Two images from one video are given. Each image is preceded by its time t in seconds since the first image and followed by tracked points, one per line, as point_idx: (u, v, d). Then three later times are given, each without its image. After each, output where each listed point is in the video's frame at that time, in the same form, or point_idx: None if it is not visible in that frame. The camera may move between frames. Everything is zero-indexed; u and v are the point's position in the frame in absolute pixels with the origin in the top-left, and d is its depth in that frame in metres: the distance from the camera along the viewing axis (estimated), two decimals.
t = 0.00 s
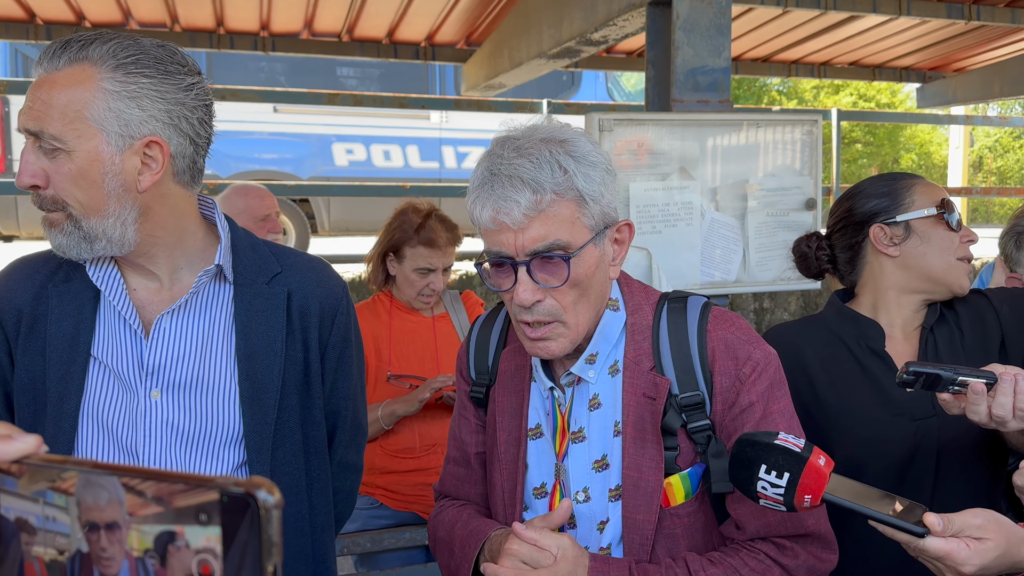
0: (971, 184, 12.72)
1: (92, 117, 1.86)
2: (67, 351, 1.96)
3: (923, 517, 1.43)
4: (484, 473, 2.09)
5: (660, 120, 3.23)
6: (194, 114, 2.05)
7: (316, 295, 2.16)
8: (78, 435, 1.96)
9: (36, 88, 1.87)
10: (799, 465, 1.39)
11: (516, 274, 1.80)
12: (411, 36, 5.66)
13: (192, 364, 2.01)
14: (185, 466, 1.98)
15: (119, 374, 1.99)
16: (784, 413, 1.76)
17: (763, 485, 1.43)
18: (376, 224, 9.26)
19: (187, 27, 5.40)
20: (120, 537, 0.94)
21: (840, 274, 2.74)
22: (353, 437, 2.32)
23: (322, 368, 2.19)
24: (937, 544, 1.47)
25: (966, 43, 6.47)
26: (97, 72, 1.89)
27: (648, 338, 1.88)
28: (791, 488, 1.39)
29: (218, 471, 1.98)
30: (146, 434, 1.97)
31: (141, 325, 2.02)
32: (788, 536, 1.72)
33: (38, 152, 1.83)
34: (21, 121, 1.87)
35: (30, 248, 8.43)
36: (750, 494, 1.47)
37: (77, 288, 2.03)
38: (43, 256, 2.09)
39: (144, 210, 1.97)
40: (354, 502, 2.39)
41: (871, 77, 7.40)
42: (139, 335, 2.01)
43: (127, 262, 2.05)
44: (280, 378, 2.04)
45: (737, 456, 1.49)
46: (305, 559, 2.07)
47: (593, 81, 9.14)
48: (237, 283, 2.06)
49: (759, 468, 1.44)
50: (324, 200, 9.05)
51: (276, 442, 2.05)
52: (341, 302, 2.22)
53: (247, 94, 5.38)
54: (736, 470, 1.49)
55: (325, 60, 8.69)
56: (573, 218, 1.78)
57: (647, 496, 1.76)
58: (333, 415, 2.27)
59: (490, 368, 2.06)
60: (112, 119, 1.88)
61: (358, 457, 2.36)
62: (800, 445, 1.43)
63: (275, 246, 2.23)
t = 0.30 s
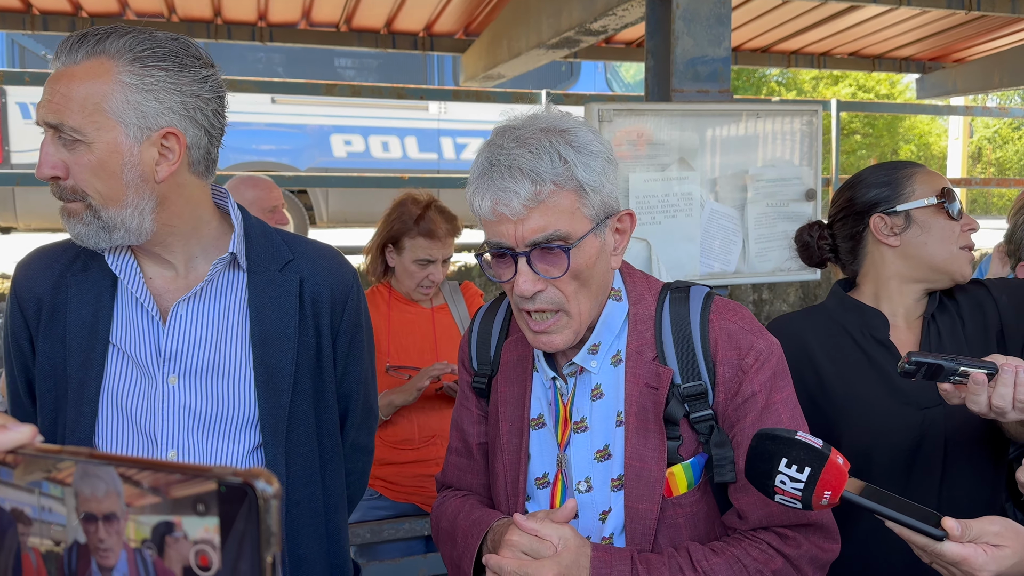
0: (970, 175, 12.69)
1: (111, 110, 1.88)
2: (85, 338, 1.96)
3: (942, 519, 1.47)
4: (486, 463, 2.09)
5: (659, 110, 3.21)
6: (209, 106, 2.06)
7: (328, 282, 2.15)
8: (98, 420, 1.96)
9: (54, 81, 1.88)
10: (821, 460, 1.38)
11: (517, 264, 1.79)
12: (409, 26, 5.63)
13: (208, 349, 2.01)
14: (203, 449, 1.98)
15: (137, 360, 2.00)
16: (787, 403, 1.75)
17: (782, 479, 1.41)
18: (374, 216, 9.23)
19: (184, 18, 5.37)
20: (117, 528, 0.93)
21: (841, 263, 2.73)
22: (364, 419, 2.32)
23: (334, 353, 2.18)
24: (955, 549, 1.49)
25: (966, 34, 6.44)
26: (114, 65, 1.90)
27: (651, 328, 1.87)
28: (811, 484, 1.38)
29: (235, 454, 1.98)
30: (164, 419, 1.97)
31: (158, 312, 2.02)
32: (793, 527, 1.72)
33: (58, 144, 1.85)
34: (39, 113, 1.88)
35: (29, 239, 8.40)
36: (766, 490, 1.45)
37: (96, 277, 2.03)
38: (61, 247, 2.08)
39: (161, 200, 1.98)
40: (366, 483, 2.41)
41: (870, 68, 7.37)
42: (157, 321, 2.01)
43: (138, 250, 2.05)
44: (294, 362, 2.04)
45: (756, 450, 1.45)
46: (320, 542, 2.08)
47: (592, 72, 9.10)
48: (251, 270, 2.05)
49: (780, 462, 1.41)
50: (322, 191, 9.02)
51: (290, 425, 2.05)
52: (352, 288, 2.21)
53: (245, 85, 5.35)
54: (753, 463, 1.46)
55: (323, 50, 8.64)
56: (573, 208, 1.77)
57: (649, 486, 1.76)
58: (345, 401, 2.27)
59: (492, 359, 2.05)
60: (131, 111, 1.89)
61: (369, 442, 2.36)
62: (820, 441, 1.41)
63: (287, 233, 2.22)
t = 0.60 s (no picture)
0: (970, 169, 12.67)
1: (143, 109, 1.91)
2: (111, 330, 1.97)
3: (964, 526, 1.48)
4: (488, 457, 2.08)
5: (659, 103, 3.21)
6: (235, 108, 2.09)
7: (345, 278, 2.15)
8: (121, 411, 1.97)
9: (87, 80, 1.90)
10: (840, 469, 1.37)
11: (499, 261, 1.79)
12: (409, 20, 5.60)
13: (229, 342, 2.02)
14: (223, 440, 1.99)
15: (160, 352, 2.01)
16: (788, 397, 1.75)
17: (801, 488, 1.41)
18: (374, 210, 9.22)
19: (183, 12, 5.36)
20: (113, 521, 0.93)
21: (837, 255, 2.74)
22: (378, 410, 2.33)
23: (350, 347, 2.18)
24: (977, 554, 1.51)
25: (967, 27, 6.42)
26: (147, 66, 1.93)
27: (651, 322, 1.86)
28: (831, 492, 1.38)
29: (254, 445, 1.99)
30: (186, 410, 1.98)
31: (181, 306, 2.03)
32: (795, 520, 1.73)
33: (90, 141, 1.87)
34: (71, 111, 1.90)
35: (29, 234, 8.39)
36: (783, 498, 1.44)
37: (121, 271, 2.04)
38: (87, 236, 2.09)
39: (189, 197, 2.01)
40: (379, 472, 2.42)
41: (871, 61, 7.34)
42: (180, 313, 2.03)
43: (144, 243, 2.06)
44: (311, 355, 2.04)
45: (774, 457, 1.43)
46: (335, 532, 2.08)
47: (591, 66, 9.07)
48: (270, 266, 2.05)
49: (799, 470, 1.40)
50: (321, 185, 9.00)
51: (307, 417, 2.06)
52: (369, 285, 2.21)
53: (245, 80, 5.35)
54: (771, 470, 1.44)
55: (322, 44, 8.62)
56: (553, 206, 1.76)
57: (650, 480, 1.76)
58: (361, 396, 2.27)
59: (494, 352, 2.05)
60: (162, 111, 1.92)
61: (382, 436, 2.37)
62: (837, 447, 1.40)
63: (304, 229, 2.22)
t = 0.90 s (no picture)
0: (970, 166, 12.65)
1: (157, 106, 1.92)
2: (118, 323, 1.98)
3: (977, 527, 1.47)
4: (487, 454, 2.09)
5: (659, 100, 3.21)
6: (245, 107, 2.11)
7: (349, 274, 2.15)
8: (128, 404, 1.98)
9: (101, 77, 1.92)
10: (850, 470, 1.37)
11: (488, 259, 1.80)
12: (409, 18, 5.60)
13: (235, 337, 2.03)
14: (229, 434, 1.99)
15: (166, 346, 2.02)
16: (786, 394, 1.75)
17: (812, 489, 1.40)
18: (374, 207, 9.22)
19: (183, 10, 5.35)
20: (106, 517, 0.93)
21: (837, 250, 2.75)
22: (381, 406, 2.34)
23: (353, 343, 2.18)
24: (990, 555, 1.50)
25: (967, 24, 6.41)
26: (161, 65, 1.95)
27: (649, 320, 1.87)
28: (842, 494, 1.37)
29: (259, 439, 1.99)
30: (191, 403, 1.99)
31: (187, 300, 2.04)
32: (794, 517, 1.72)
33: (103, 137, 1.88)
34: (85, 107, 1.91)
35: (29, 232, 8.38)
36: (794, 499, 1.44)
37: (128, 266, 2.05)
38: (97, 232, 2.11)
39: (200, 194, 2.02)
40: (381, 468, 2.42)
41: (871, 58, 7.33)
42: (187, 307, 2.04)
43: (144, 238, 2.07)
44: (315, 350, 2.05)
45: (786, 459, 1.44)
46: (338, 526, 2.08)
47: (591, 63, 9.06)
48: (275, 262, 2.06)
49: (809, 472, 1.40)
50: (321, 183, 9.00)
51: (310, 411, 2.06)
52: (372, 281, 2.21)
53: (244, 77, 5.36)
54: (784, 474, 1.44)
55: (322, 41, 8.62)
56: (540, 205, 1.75)
57: (648, 477, 1.76)
58: (363, 392, 2.27)
59: (493, 350, 2.05)
60: (175, 109, 1.94)
61: (384, 431, 2.37)
62: (847, 448, 1.40)
63: (308, 226, 2.23)
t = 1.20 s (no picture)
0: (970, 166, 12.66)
1: (137, 101, 1.97)
2: (99, 323, 1.99)
3: (980, 525, 1.47)
4: (482, 455, 2.09)
5: (659, 101, 3.22)
6: (222, 101, 2.16)
7: (329, 268, 2.17)
8: (112, 403, 1.99)
9: (80, 74, 1.96)
10: (852, 467, 1.37)
11: (483, 259, 1.81)
12: (409, 19, 5.61)
13: (217, 332, 2.05)
14: (213, 429, 2.01)
15: (148, 344, 2.03)
16: (782, 394, 1.76)
17: (814, 486, 1.40)
18: (374, 209, 9.23)
19: (183, 12, 5.36)
20: (100, 516, 0.93)
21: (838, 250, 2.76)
22: (365, 403, 2.34)
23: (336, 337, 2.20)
24: (992, 553, 1.50)
25: (966, 24, 6.41)
26: (140, 60, 1.99)
27: (645, 319, 1.87)
28: (843, 491, 1.37)
29: (244, 433, 2.01)
30: (176, 400, 2.01)
31: (168, 298, 2.06)
32: (794, 517, 1.72)
33: (83, 132, 1.92)
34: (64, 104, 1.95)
35: (30, 235, 8.39)
36: (796, 496, 1.44)
37: (106, 267, 2.06)
38: (72, 238, 2.10)
39: (178, 188, 2.06)
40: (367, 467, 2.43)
41: (870, 58, 7.33)
42: (168, 305, 2.05)
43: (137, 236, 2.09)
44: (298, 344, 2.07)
45: (786, 456, 1.44)
46: (325, 520, 2.10)
47: (591, 64, 9.08)
48: (255, 258, 2.08)
49: (810, 469, 1.40)
50: (321, 185, 9.01)
51: (295, 405, 2.08)
52: (352, 275, 2.24)
53: (244, 79, 5.36)
54: (784, 469, 1.45)
55: (322, 43, 8.63)
56: (533, 205, 1.76)
57: (646, 477, 1.76)
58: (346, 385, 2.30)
59: (490, 351, 2.06)
60: (155, 103, 1.99)
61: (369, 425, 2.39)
62: (851, 446, 1.40)
63: (288, 223, 2.25)
